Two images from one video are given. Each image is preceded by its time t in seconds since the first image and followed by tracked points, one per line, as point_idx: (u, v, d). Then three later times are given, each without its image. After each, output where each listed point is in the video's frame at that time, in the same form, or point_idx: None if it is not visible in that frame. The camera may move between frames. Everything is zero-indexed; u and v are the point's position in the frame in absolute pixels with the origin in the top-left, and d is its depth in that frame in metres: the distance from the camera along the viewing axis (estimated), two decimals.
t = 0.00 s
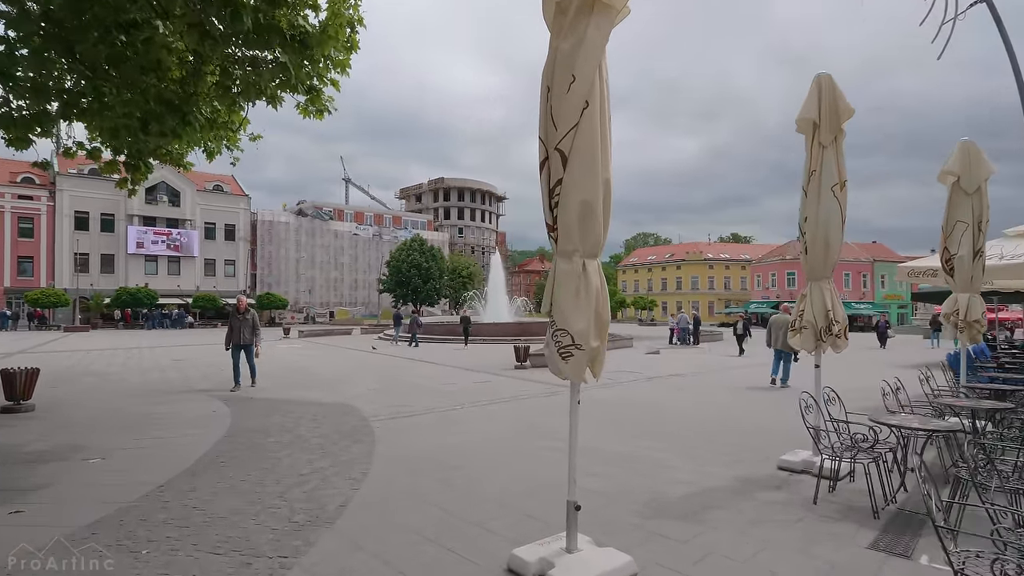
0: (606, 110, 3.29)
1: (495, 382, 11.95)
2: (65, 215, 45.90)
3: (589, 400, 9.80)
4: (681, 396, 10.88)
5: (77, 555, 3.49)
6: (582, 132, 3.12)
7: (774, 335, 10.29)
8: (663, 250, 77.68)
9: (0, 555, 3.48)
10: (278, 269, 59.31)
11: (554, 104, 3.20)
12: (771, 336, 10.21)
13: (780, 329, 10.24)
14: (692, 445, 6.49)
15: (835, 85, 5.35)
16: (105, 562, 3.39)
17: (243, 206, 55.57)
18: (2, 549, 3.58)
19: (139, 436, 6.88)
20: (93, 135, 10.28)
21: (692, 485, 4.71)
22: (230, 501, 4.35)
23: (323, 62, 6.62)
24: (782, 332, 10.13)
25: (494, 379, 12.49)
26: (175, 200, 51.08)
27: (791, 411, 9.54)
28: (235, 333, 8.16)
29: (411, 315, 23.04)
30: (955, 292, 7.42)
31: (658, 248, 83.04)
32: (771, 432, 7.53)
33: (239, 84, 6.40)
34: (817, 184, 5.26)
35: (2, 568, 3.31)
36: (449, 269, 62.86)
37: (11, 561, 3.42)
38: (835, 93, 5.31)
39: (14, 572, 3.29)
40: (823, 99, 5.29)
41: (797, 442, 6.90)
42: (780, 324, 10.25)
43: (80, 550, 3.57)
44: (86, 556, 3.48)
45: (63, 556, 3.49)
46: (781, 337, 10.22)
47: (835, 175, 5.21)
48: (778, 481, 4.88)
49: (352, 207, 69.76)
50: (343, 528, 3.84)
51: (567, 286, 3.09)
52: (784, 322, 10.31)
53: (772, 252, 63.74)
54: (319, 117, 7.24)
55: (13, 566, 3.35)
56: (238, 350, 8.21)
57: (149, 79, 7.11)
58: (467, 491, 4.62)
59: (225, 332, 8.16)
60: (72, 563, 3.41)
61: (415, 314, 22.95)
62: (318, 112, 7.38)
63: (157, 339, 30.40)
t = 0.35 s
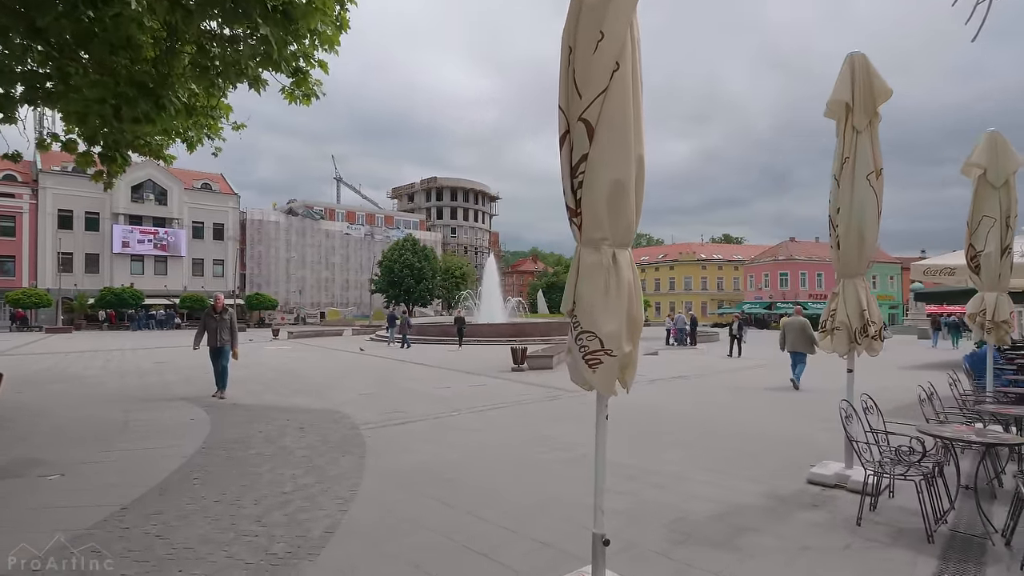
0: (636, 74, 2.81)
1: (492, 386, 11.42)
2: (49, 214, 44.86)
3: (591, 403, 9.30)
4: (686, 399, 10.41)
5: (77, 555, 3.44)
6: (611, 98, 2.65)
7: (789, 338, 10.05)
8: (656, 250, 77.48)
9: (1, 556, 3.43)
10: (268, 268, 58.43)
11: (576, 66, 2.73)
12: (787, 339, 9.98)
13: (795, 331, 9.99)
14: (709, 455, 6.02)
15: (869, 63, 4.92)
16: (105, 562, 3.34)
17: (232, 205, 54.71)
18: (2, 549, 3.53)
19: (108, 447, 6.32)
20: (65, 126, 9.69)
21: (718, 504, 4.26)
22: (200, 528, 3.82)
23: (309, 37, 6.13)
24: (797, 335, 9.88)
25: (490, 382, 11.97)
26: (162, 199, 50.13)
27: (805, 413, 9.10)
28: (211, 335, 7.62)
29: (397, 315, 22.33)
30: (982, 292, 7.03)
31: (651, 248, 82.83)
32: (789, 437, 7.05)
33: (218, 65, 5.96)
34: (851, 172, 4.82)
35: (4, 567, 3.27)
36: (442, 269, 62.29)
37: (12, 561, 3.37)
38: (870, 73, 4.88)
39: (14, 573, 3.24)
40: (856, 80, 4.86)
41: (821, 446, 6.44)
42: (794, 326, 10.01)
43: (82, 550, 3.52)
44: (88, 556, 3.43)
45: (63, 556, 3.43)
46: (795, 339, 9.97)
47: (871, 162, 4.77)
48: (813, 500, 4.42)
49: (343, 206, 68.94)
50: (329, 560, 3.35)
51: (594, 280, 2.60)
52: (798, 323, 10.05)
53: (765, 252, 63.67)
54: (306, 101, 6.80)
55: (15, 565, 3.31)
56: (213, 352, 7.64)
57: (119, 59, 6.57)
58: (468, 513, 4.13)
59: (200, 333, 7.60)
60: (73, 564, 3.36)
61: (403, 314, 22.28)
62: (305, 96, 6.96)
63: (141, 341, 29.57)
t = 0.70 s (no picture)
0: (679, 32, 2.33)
1: (488, 391, 10.91)
2: (31, 212, 43.78)
3: (594, 409, 8.82)
4: (692, 403, 9.95)
5: (77, 555, 3.49)
6: (652, 58, 2.18)
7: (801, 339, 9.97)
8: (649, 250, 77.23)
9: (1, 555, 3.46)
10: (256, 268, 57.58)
11: (608, 24, 2.26)
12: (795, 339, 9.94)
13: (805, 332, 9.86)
14: (729, 468, 5.56)
15: (909, 43, 4.48)
16: (105, 562, 3.40)
17: (219, 204, 53.85)
18: (4, 549, 3.55)
19: (75, 460, 5.81)
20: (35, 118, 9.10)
21: (749, 534, 3.80)
22: (161, 567, 3.32)
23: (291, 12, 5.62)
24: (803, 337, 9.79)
25: (486, 387, 11.46)
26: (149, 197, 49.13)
27: (818, 415, 8.66)
28: (186, 341, 7.05)
29: (386, 315, 21.67)
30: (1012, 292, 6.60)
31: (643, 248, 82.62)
32: (810, 444, 6.58)
33: (193, 45, 5.42)
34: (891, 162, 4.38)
35: (9, 568, 3.31)
36: (433, 269, 61.71)
37: (14, 561, 3.40)
38: (910, 53, 4.43)
39: (19, 573, 3.28)
40: (896, 61, 4.42)
41: (848, 455, 5.97)
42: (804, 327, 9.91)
43: (82, 550, 3.57)
44: (87, 555, 3.49)
45: (63, 556, 3.48)
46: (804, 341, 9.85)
47: (913, 151, 4.34)
48: (856, 527, 3.95)
49: (333, 205, 68.08)
50: None
51: (630, 280, 2.12)
52: (810, 323, 9.85)
53: (757, 252, 63.66)
54: (290, 86, 6.31)
55: (16, 565, 3.35)
56: (188, 358, 7.09)
57: (83, 38, 5.99)
58: (470, 547, 3.64)
59: (174, 338, 7.07)
60: (72, 563, 3.41)
61: (392, 314, 21.64)
62: (288, 82, 6.47)
63: (123, 342, 28.71)
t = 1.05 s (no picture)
0: None
1: (479, 393, 10.42)
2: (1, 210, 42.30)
3: (592, 412, 8.37)
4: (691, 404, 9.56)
5: (77, 555, 3.41)
6: None
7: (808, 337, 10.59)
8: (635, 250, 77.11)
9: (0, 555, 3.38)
10: (238, 267, 56.41)
11: None
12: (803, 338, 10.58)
13: (814, 331, 10.50)
14: (745, 475, 5.13)
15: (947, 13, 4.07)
16: (105, 562, 3.33)
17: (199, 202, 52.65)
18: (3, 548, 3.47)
19: (25, 473, 5.26)
20: None
21: (783, 557, 3.38)
22: None
23: None
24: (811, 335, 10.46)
25: (477, 389, 10.97)
26: (125, 195, 47.79)
27: (824, 416, 8.30)
28: (149, 343, 6.49)
29: (371, 317, 20.88)
30: None
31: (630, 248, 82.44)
32: (824, 448, 6.18)
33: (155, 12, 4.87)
34: (928, 145, 3.98)
35: (5, 568, 3.22)
36: (419, 269, 61.00)
37: (12, 560, 3.32)
38: (950, 24, 4.01)
39: (15, 572, 3.19)
40: (933, 34, 4.01)
41: (868, 460, 5.58)
42: (813, 326, 10.56)
43: (83, 550, 3.50)
44: (87, 555, 3.41)
45: (63, 556, 3.40)
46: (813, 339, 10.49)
47: (953, 134, 3.95)
48: (900, 549, 3.54)
49: (317, 204, 67.01)
50: None
51: (687, 261, 1.68)
52: (820, 322, 10.50)
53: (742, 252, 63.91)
54: (265, 62, 5.77)
55: (15, 564, 3.26)
56: (152, 361, 6.52)
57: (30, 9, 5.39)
58: None
59: (136, 340, 6.52)
60: (72, 564, 3.34)
61: (377, 314, 20.87)
62: (264, 58, 5.93)
63: (96, 344, 27.68)
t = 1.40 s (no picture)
0: None
1: (463, 397, 9.93)
2: None
3: (584, 417, 7.95)
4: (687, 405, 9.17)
5: (77, 555, 3.42)
6: None
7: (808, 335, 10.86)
8: (617, 250, 77.10)
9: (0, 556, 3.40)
10: (213, 267, 55.01)
11: None
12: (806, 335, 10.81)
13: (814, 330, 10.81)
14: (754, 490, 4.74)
15: None
16: (104, 562, 3.33)
17: (173, 199, 51.23)
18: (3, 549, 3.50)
19: None
20: None
21: None
22: None
23: None
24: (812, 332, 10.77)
25: (461, 393, 10.47)
26: (95, 192, 46.22)
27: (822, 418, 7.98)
28: (93, 347, 5.90)
29: (347, 319, 19.92)
30: None
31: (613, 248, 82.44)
32: (834, 454, 5.83)
33: None
34: (963, 126, 3.60)
35: (4, 567, 3.25)
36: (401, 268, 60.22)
37: (12, 560, 3.35)
38: None
39: (14, 572, 3.22)
40: None
41: (881, 468, 5.24)
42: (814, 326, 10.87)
43: (81, 549, 3.50)
44: (87, 555, 3.42)
45: (64, 556, 3.41)
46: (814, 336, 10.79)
47: (992, 115, 3.57)
48: None
49: (295, 202, 65.75)
50: None
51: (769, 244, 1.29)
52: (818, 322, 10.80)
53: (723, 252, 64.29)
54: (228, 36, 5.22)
55: (14, 565, 3.29)
56: (96, 368, 5.92)
57: None
58: None
59: (77, 345, 5.90)
60: (72, 564, 3.35)
61: (354, 316, 19.94)
62: (228, 33, 5.39)
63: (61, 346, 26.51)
